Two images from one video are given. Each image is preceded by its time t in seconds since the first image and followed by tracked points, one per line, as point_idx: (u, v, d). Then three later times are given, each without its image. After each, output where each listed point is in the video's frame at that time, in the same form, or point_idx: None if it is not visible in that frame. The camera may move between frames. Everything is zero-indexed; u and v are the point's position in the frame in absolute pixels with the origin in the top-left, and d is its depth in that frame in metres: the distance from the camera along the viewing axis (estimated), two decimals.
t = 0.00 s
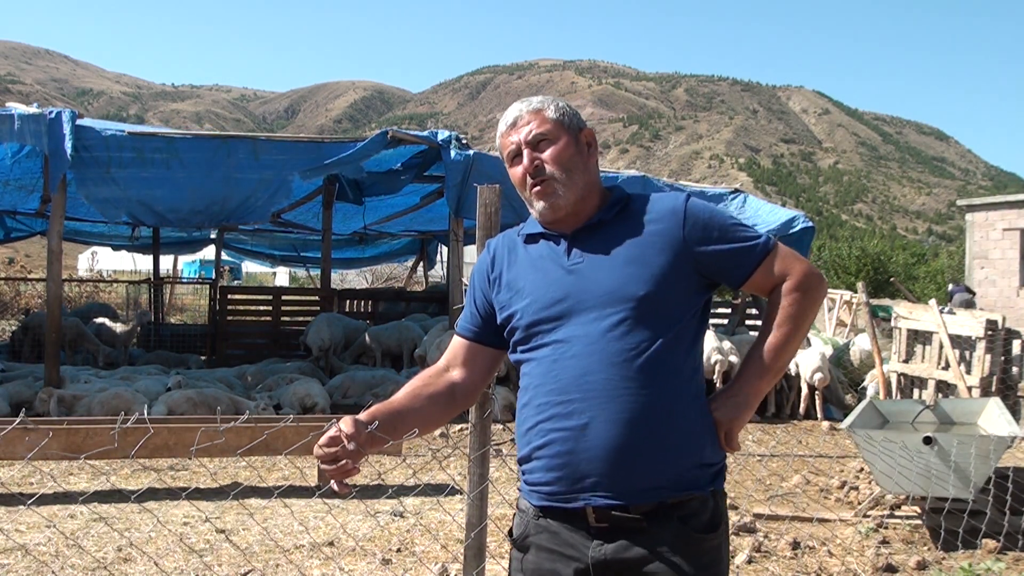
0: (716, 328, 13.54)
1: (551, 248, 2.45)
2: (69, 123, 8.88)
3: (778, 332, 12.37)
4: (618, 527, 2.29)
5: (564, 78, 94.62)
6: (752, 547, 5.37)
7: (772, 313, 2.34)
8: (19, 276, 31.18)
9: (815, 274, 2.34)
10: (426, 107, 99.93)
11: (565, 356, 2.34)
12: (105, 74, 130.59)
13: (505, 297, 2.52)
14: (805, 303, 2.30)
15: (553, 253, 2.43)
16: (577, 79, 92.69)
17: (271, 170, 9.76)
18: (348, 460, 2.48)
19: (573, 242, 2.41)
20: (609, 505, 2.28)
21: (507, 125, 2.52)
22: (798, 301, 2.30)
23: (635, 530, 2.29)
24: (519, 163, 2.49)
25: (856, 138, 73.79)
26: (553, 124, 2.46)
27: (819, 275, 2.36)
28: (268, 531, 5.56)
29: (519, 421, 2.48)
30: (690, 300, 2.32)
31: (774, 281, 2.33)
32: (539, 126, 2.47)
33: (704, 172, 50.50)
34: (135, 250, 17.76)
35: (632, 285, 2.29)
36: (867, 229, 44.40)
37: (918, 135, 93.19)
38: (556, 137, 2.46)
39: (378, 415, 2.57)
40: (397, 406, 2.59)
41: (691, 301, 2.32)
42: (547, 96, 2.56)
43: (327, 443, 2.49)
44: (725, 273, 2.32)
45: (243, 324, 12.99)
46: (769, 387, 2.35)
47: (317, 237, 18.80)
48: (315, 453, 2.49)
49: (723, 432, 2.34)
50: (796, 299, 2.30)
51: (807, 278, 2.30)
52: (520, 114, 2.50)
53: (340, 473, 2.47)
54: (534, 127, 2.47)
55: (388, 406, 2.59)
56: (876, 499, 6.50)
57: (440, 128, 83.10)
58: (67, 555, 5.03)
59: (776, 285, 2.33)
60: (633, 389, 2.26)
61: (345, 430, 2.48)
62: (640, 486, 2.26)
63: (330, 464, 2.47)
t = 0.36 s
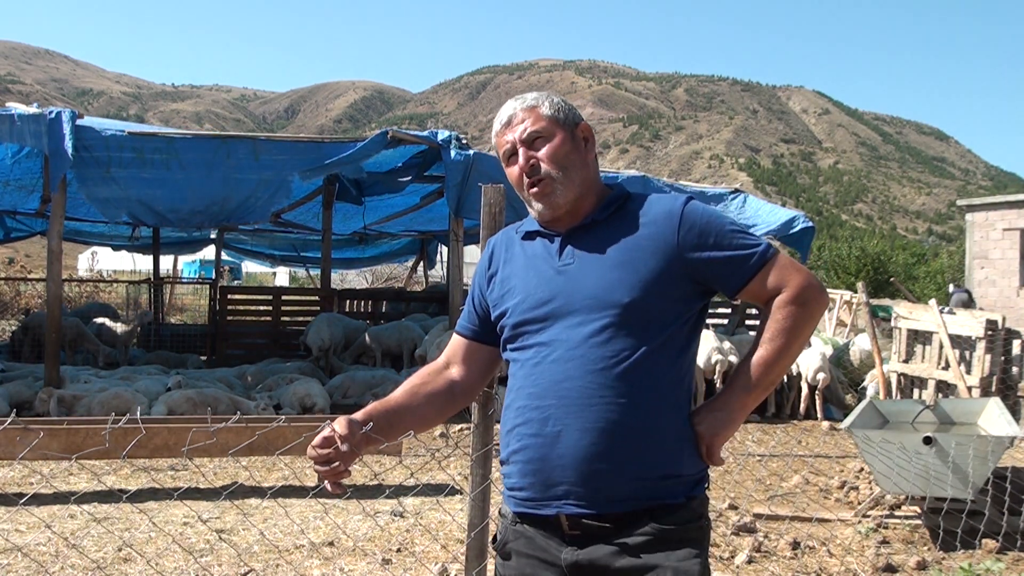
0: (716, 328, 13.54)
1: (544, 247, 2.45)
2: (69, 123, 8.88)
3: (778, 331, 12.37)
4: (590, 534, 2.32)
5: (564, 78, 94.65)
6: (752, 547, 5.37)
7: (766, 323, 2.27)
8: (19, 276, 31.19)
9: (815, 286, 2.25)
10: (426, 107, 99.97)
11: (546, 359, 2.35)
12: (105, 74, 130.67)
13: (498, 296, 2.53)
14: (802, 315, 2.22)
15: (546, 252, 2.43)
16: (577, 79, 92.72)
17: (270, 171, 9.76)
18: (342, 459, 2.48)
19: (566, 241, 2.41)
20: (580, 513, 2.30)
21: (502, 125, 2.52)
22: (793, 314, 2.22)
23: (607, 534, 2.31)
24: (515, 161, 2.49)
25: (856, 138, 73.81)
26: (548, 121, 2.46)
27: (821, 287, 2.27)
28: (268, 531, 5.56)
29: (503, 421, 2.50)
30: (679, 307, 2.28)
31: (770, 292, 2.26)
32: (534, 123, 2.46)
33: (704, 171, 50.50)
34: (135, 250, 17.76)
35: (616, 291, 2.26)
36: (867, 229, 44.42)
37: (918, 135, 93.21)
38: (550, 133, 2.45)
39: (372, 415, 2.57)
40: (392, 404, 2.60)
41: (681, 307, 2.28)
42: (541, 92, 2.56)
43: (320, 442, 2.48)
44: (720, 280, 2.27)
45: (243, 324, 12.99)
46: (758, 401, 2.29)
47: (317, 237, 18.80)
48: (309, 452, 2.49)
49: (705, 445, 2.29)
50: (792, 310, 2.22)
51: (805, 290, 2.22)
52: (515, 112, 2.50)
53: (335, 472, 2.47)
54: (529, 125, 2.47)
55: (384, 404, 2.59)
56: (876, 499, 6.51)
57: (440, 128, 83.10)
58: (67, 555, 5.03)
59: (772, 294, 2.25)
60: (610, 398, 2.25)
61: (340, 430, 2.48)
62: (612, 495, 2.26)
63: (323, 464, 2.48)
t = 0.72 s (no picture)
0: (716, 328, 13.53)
1: (535, 247, 2.45)
2: (69, 123, 8.87)
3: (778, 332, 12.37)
4: (580, 540, 2.31)
5: (564, 78, 94.65)
6: (752, 547, 5.36)
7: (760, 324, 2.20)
8: (19, 276, 31.18)
9: (809, 283, 2.17)
10: (426, 107, 99.99)
11: (534, 360, 2.35)
12: (105, 74, 130.70)
13: (493, 296, 2.53)
14: (795, 316, 2.15)
15: (537, 251, 2.43)
16: (577, 79, 92.74)
17: (271, 170, 9.74)
18: (333, 461, 2.48)
19: (556, 240, 2.40)
20: (568, 517, 2.30)
21: (489, 121, 2.54)
22: (784, 313, 2.16)
23: (595, 540, 2.29)
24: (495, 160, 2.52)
25: (856, 138, 73.81)
26: (528, 121, 2.44)
27: (820, 287, 2.19)
28: (268, 531, 5.56)
29: (497, 422, 2.51)
30: (669, 306, 2.25)
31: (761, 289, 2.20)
32: (512, 124, 2.46)
33: (704, 172, 50.49)
34: (135, 250, 17.76)
35: (601, 291, 2.25)
36: (867, 228, 44.42)
37: (918, 135, 93.23)
38: (526, 135, 2.44)
39: (363, 414, 2.58)
40: (384, 403, 2.61)
41: (670, 306, 2.25)
42: (531, 86, 2.52)
43: (312, 443, 2.48)
44: (710, 278, 2.22)
45: (242, 324, 12.99)
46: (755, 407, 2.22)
47: (317, 237, 18.80)
48: (300, 452, 2.49)
49: (696, 452, 2.26)
50: (784, 311, 2.15)
51: (797, 289, 2.15)
52: (499, 111, 2.50)
53: (325, 474, 2.47)
54: (508, 124, 2.47)
55: (376, 403, 2.60)
56: (876, 499, 6.51)
57: (440, 127, 83.14)
58: (67, 555, 5.02)
59: (765, 293, 2.19)
60: (596, 399, 2.24)
61: (331, 431, 2.48)
62: (599, 498, 2.25)
63: (315, 466, 2.47)
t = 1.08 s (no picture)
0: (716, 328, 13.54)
1: (527, 246, 2.46)
2: (69, 123, 8.88)
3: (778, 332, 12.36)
4: (550, 540, 2.31)
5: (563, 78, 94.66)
6: (752, 547, 5.36)
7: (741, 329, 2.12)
8: (20, 276, 31.18)
9: (792, 289, 2.08)
10: (426, 107, 99.99)
11: (514, 360, 2.38)
12: (105, 74, 130.75)
13: (490, 295, 2.56)
14: (773, 322, 2.07)
15: (528, 251, 2.43)
16: (577, 79, 92.75)
17: (271, 171, 9.75)
18: (326, 463, 2.48)
19: (544, 240, 2.39)
20: (538, 517, 2.31)
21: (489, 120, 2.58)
22: (763, 320, 2.07)
23: (565, 542, 2.29)
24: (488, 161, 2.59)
25: (856, 138, 73.82)
26: (505, 129, 2.45)
27: (805, 294, 2.09)
28: (267, 531, 5.55)
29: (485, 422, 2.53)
30: (649, 308, 2.22)
31: (743, 294, 2.12)
32: (493, 130, 2.49)
33: (704, 172, 50.49)
34: (135, 250, 17.76)
35: (574, 293, 2.25)
36: (867, 228, 44.43)
37: (918, 135, 93.23)
38: (501, 144, 2.46)
39: (358, 417, 2.59)
40: (380, 406, 2.61)
41: (650, 308, 2.22)
42: (522, 88, 2.47)
43: (306, 445, 2.49)
44: (690, 281, 2.18)
45: (242, 324, 12.99)
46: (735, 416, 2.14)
47: (317, 237, 18.80)
48: (295, 453, 2.50)
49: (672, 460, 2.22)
50: (762, 317, 2.07)
51: (775, 296, 2.07)
52: (493, 115, 2.52)
53: (318, 476, 2.47)
54: (492, 129, 2.50)
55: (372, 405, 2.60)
56: (876, 499, 6.51)
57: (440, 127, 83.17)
58: (67, 555, 5.03)
59: (745, 299, 2.12)
60: (565, 400, 2.25)
61: (325, 432, 2.49)
62: (565, 500, 2.25)
63: (308, 468, 2.47)
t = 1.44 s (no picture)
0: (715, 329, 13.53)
1: (524, 244, 2.45)
2: (69, 123, 8.87)
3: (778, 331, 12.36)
4: (538, 540, 2.31)
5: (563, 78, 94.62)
6: (752, 547, 5.36)
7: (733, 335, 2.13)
8: (20, 276, 31.17)
9: (787, 297, 2.08)
10: (426, 107, 99.98)
11: (505, 359, 2.37)
12: (105, 74, 130.77)
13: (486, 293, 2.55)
14: (767, 329, 2.07)
15: (524, 249, 2.43)
16: (576, 79, 92.74)
17: (270, 171, 9.75)
18: (321, 462, 2.45)
19: (540, 238, 2.38)
20: (525, 517, 2.30)
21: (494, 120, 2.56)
22: (757, 327, 2.07)
23: (552, 542, 2.29)
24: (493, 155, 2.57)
25: (856, 138, 73.83)
26: (512, 121, 2.45)
27: (799, 303, 2.09)
28: (268, 531, 5.55)
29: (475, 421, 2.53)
30: (642, 309, 2.22)
31: (737, 301, 2.12)
32: (504, 123, 2.47)
33: (704, 172, 50.48)
34: (135, 250, 17.76)
35: (568, 293, 2.24)
36: (867, 229, 44.42)
37: (918, 135, 93.24)
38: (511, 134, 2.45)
39: (352, 416, 2.58)
40: (374, 405, 2.61)
41: (643, 310, 2.22)
42: (530, 83, 2.49)
43: (300, 447, 2.46)
44: (685, 285, 2.17)
45: (242, 325, 12.99)
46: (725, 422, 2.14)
47: (317, 237, 18.80)
48: (289, 454, 2.47)
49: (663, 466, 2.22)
50: (756, 324, 2.07)
51: (770, 304, 2.07)
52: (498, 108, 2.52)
53: (313, 477, 2.44)
54: (502, 123, 2.48)
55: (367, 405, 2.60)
56: (876, 499, 6.51)
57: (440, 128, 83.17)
58: (67, 555, 5.02)
59: (738, 305, 2.11)
60: (555, 401, 2.24)
61: (318, 432, 2.48)
62: (552, 501, 2.25)
63: (303, 469, 2.45)
